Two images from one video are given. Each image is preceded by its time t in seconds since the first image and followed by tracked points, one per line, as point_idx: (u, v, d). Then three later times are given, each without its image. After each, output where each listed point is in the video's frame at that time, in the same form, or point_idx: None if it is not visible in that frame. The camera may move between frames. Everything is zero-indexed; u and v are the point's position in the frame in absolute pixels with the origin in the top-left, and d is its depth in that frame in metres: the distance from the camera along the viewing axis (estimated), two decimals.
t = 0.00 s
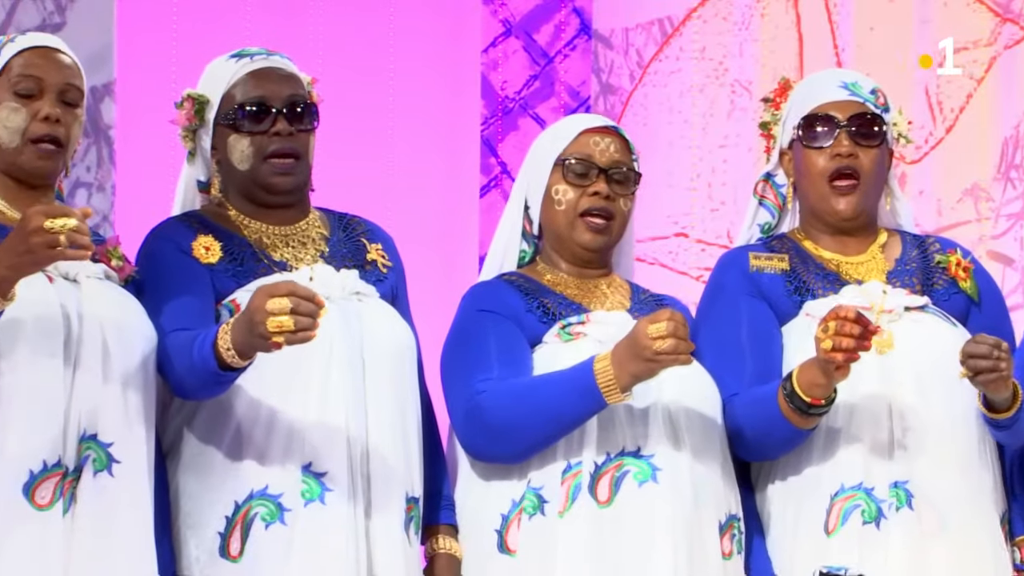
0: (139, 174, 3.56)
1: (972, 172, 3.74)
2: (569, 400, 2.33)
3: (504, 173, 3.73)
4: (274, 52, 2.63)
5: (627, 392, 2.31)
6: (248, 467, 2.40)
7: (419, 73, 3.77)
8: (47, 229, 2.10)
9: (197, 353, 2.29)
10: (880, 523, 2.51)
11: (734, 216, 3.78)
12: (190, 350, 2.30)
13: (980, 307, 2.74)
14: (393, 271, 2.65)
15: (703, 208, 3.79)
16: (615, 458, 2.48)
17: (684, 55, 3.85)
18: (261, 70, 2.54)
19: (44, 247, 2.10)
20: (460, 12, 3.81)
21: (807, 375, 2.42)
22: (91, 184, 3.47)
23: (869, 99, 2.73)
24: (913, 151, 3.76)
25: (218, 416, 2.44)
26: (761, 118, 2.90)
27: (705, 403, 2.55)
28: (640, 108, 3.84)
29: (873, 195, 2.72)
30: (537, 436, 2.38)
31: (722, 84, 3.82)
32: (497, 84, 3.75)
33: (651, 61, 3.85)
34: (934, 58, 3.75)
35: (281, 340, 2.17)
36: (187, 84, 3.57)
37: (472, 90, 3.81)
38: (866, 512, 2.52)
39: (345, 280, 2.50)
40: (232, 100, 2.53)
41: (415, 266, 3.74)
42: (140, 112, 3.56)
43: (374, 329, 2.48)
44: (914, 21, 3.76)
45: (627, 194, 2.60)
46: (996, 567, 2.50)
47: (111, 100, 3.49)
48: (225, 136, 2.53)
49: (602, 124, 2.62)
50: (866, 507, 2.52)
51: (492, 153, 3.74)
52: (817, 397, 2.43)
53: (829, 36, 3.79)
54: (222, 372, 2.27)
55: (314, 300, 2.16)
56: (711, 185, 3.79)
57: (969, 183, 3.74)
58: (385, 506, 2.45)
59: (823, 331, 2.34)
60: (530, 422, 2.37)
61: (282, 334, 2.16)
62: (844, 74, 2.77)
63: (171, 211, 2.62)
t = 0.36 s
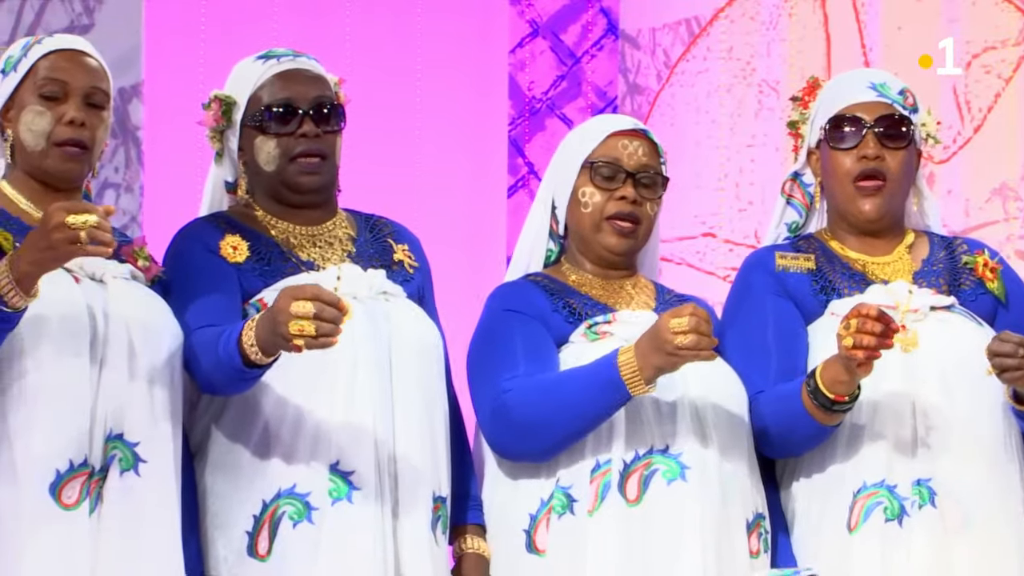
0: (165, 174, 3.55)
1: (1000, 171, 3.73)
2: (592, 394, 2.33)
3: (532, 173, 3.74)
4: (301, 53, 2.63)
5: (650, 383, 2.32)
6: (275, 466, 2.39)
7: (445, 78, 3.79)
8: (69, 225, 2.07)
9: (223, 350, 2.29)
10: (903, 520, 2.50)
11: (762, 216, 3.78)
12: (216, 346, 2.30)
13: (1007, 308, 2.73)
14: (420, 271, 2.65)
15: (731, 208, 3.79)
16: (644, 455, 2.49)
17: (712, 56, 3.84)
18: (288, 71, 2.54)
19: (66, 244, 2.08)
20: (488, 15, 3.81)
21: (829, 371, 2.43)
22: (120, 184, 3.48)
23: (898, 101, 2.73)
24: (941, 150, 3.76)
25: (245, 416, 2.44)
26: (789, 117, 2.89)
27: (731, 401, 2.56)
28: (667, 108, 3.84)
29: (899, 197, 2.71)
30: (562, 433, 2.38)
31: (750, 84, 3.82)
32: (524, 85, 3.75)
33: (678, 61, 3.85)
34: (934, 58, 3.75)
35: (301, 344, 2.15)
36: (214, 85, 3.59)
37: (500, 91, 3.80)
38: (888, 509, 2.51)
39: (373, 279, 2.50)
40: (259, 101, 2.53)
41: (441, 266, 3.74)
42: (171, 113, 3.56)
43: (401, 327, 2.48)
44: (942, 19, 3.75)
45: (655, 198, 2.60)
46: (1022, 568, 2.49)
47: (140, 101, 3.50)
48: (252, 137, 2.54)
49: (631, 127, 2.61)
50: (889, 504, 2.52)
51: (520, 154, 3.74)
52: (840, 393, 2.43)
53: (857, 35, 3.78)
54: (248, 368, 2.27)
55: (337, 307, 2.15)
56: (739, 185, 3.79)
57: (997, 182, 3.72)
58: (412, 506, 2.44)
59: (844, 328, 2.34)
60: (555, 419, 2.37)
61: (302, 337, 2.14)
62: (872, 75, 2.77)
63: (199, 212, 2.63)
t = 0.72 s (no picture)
0: (195, 175, 3.56)
1: None
2: (613, 367, 2.31)
3: (560, 173, 3.78)
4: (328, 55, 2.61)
5: (666, 355, 2.29)
6: (306, 462, 2.39)
7: (474, 79, 3.80)
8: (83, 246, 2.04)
9: (249, 335, 2.26)
10: (930, 515, 2.51)
11: (790, 216, 3.81)
12: (242, 332, 2.27)
13: None
14: (446, 272, 2.64)
15: (759, 208, 3.82)
16: (670, 455, 2.48)
17: (741, 55, 3.88)
18: (314, 74, 2.53)
19: (67, 256, 2.04)
20: (517, 16, 3.84)
21: (850, 356, 2.38)
22: (149, 185, 3.49)
23: (922, 102, 2.71)
24: (971, 150, 3.74)
25: (276, 412, 2.44)
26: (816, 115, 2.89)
27: (758, 398, 2.56)
28: (696, 108, 3.88)
29: (923, 197, 2.71)
30: (587, 413, 2.35)
31: (779, 83, 3.85)
32: (554, 84, 3.79)
33: (707, 61, 3.89)
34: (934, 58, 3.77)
35: (314, 350, 2.12)
36: (243, 86, 3.60)
37: (528, 91, 3.82)
38: (915, 504, 2.52)
39: (400, 278, 2.50)
40: (286, 104, 2.52)
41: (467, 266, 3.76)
42: (198, 113, 3.57)
43: (428, 326, 2.47)
44: (971, 20, 3.76)
45: (682, 203, 2.58)
46: None
47: (169, 102, 3.51)
48: (279, 140, 2.53)
49: (660, 130, 2.60)
50: (915, 498, 2.52)
51: (549, 154, 3.79)
52: (860, 378, 2.39)
53: (887, 35, 3.79)
54: (275, 352, 2.25)
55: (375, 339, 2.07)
56: (767, 185, 3.82)
57: None
58: (441, 502, 2.44)
59: (881, 343, 2.29)
60: (578, 399, 2.34)
61: (321, 346, 2.10)
62: (897, 75, 2.75)
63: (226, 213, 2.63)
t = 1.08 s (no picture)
0: (229, 177, 3.54)
1: None
2: (647, 363, 2.31)
3: (594, 173, 3.75)
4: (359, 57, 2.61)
5: (702, 347, 2.28)
6: (342, 458, 2.40)
7: (508, 82, 3.78)
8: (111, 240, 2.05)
9: (286, 336, 2.27)
10: (964, 515, 2.50)
11: (825, 216, 3.77)
12: (280, 333, 2.28)
13: None
14: (478, 273, 2.64)
15: (793, 208, 3.79)
16: (703, 456, 2.47)
17: (775, 55, 3.84)
18: (345, 75, 2.53)
19: (96, 249, 2.05)
20: (551, 17, 3.81)
21: (880, 336, 2.38)
22: (184, 187, 3.46)
23: (954, 101, 2.71)
24: (1006, 149, 3.67)
25: (312, 410, 2.45)
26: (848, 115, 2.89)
27: (791, 396, 2.56)
28: (730, 107, 3.84)
29: (956, 195, 2.69)
30: (621, 409, 2.35)
31: (813, 83, 3.81)
32: (587, 85, 3.77)
33: (741, 61, 3.85)
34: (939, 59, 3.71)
35: (356, 344, 2.14)
36: (277, 87, 3.57)
37: (562, 92, 3.80)
38: (950, 504, 2.51)
39: (433, 278, 2.50)
40: (317, 105, 2.52)
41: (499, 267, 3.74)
42: (231, 115, 3.54)
43: (462, 324, 2.48)
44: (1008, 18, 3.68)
45: (713, 202, 2.57)
46: None
47: (204, 104, 3.48)
48: (310, 141, 2.53)
49: (691, 129, 2.59)
50: (950, 499, 2.51)
51: (582, 154, 3.76)
52: (890, 357, 2.39)
53: (920, 33, 3.74)
54: (312, 353, 2.25)
55: (415, 331, 2.08)
56: (801, 185, 3.79)
57: None
58: (476, 501, 2.44)
59: (914, 320, 2.27)
60: (613, 394, 2.34)
61: (363, 340, 2.12)
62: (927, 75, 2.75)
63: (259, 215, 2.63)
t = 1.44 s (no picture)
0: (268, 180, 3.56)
1: None
2: (689, 394, 2.30)
3: (628, 174, 3.80)
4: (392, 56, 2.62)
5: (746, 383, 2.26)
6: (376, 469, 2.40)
7: (542, 83, 3.80)
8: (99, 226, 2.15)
9: (326, 352, 2.26)
10: (1001, 519, 2.48)
11: (861, 216, 3.77)
12: (318, 348, 2.26)
13: None
14: (515, 275, 2.63)
15: (829, 208, 3.79)
16: (739, 458, 2.46)
17: (809, 55, 3.85)
18: (380, 74, 2.53)
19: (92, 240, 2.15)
20: (586, 18, 3.84)
21: (920, 349, 2.37)
22: (219, 188, 3.46)
23: (992, 97, 2.71)
24: None
25: (347, 416, 2.45)
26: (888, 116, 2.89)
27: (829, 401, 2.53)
28: (764, 107, 3.88)
29: (995, 193, 2.68)
30: (659, 431, 2.36)
31: (847, 83, 3.80)
32: (622, 85, 3.82)
33: (775, 60, 3.88)
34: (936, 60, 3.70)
35: (410, 339, 2.11)
36: (312, 88, 3.57)
37: (596, 92, 3.84)
38: (985, 508, 2.49)
39: (470, 281, 2.50)
40: (353, 104, 2.53)
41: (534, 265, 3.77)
42: (271, 115, 3.56)
43: (498, 329, 2.47)
44: None
45: (748, 199, 2.56)
46: None
47: (239, 105, 3.46)
48: (348, 140, 2.53)
49: (722, 127, 2.59)
50: (986, 503, 2.49)
51: (617, 154, 3.80)
52: (931, 370, 2.38)
53: (956, 32, 3.67)
54: (353, 369, 2.24)
55: (444, 300, 2.12)
56: (837, 185, 3.79)
57: None
58: (515, 506, 2.45)
59: (941, 305, 2.26)
60: (654, 420, 2.34)
61: (412, 333, 2.10)
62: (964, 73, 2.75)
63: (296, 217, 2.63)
